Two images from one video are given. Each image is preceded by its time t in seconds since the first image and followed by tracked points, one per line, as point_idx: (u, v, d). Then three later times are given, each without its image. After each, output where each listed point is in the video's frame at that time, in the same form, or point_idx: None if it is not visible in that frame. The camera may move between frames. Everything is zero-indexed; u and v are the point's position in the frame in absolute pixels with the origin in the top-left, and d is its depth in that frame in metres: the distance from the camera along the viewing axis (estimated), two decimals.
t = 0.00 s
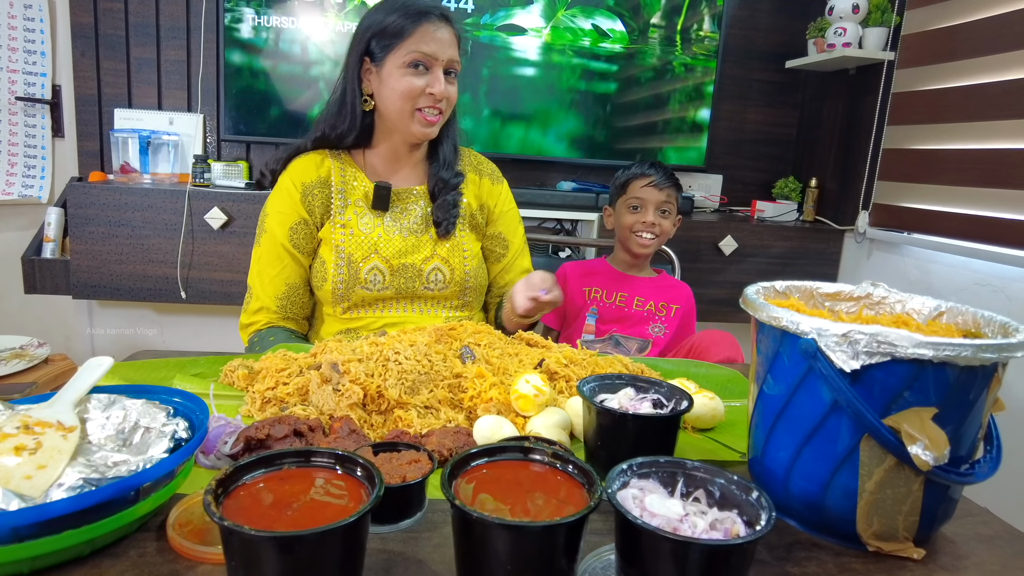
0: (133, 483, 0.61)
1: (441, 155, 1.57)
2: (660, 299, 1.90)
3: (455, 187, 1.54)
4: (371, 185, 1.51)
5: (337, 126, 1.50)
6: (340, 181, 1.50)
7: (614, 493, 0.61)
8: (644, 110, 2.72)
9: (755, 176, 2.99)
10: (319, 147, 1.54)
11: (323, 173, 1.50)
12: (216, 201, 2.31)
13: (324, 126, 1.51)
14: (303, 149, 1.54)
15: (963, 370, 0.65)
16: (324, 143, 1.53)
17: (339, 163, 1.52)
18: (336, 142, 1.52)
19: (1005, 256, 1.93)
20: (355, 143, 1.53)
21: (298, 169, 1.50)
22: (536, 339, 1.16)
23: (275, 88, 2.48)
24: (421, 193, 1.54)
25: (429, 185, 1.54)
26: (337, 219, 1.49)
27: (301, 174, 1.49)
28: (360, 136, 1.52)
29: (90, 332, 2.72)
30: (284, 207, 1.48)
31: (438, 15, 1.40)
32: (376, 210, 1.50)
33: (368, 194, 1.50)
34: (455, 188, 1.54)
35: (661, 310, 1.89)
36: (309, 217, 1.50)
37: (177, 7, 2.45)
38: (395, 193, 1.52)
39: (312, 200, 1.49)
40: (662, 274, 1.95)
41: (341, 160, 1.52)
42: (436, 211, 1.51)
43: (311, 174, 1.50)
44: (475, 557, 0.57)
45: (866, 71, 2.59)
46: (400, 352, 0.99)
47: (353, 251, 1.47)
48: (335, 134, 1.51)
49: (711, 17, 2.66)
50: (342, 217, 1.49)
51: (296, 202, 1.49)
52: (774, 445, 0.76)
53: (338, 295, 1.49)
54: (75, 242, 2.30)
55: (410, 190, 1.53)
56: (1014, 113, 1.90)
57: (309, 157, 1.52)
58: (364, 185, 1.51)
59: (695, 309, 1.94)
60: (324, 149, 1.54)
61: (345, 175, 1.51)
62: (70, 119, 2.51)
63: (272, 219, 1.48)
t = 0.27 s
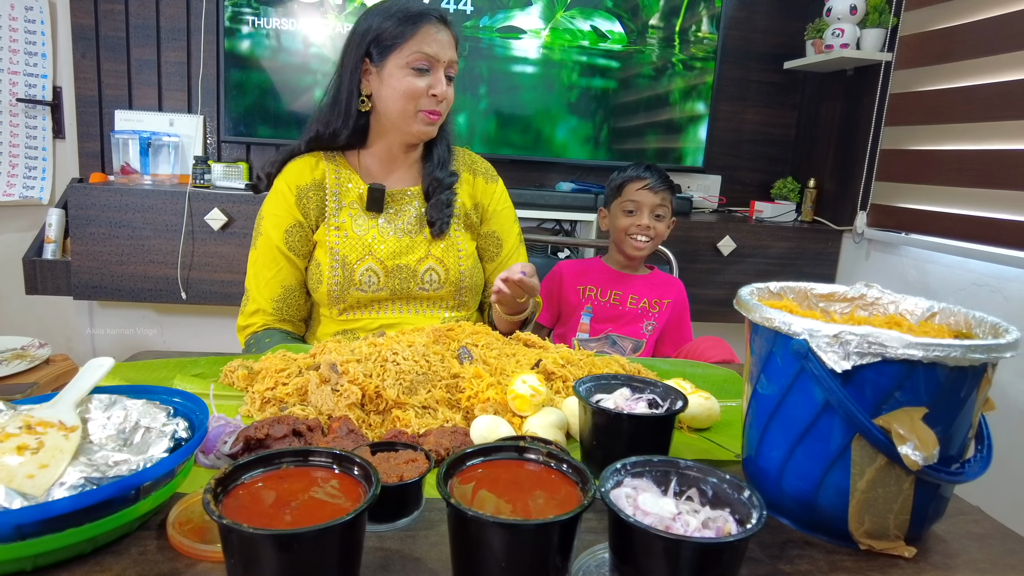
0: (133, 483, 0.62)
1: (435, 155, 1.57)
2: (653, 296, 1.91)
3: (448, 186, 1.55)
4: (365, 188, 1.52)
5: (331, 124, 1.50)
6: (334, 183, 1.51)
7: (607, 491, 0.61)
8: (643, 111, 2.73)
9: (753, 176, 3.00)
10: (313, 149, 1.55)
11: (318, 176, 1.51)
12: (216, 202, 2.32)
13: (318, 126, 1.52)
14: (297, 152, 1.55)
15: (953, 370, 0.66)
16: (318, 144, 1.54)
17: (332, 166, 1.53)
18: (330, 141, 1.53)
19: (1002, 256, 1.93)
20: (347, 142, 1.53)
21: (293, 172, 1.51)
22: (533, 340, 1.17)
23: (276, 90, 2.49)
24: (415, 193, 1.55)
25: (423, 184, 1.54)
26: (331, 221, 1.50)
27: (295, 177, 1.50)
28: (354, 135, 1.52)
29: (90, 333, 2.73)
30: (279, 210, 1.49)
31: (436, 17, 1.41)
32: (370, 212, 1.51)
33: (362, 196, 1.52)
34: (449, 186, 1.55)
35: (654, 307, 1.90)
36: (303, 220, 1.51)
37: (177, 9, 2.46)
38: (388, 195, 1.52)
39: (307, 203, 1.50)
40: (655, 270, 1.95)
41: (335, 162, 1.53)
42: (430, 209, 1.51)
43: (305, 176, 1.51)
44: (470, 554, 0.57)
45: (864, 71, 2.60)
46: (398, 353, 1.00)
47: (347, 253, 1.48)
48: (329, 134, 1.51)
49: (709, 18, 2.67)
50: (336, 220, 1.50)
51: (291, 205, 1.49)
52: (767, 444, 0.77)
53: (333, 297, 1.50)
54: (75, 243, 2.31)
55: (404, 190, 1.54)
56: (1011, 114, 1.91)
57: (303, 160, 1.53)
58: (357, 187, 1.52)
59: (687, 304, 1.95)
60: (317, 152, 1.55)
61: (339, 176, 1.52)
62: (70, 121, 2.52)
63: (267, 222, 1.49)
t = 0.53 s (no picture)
0: (134, 483, 0.63)
1: (434, 154, 1.58)
2: (651, 296, 1.91)
3: (446, 184, 1.56)
4: (363, 189, 1.53)
5: (334, 124, 1.49)
6: (332, 183, 1.52)
7: (603, 490, 0.62)
8: (642, 111, 2.74)
9: (752, 176, 3.01)
10: (312, 151, 1.55)
11: (317, 177, 1.52)
12: (217, 203, 2.33)
13: (320, 128, 1.52)
14: (296, 153, 1.55)
15: (945, 369, 0.66)
16: (319, 145, 1.53)
17: (331, 167, 1.54)
18: (330, 143, 1.53)
19: (1000, 256, 1.94)
20: (349, 142, 1.52)
21: (292, 172, 1.52)
22: (531, 340, 1.18)
23: (276, 91, 2.50)
24: (414, 194, 1.56)
25: (422, 184, 1.55)
26: (330, 221, 1.51)
27: (294, 178, 1.51)
28: (354, 139, 1.52)
29: (92, 333, 2.74)
30: (279, 211, 1.50)
31: (437, 23, 1.40)
32: (368, 211, 1.52)
33: (361, 196, 1.52)
34: (447, 184, 1.56)
35: (653, 306, 1.90)
36: (303, 221, 1.52)
37: (178, 11, 2.47)
38: (387, 195, 1.53)
39: (306, 203, 1.51)
40: (653, 270, 1.96)
41: (333, 163, 1.54)
42: (429, 208, 1.52)
43: (304, 177, 1.52)
44: (467, 552, 0.58)
45: (863, 72, 2.61)
46: (397, 354, 1.01)
47: (346, 253, 1.49)
48: (331, 135, 1.51)
49: (708, 19, 2.68)
50: (335, 220, 1.51)
51: (290, 205, 1.50)
52: (762, 444, 0.78)
53: (332, 297, 1.50)
54: (77, 244, 2.32)
55: (402, 190, 1.55)
56: (1009, 114, 1.91)
57: (302, 161, 1.53)
58: (356, 188, 1.53)
59: (686, 303, 1.95)
60: (316, 154, 1.56)
61: (338, 177, 1.53)
62: (71, 122, 2.53)
63: (267, 222, 1.50)
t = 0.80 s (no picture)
0: (137, 482, 0.63)
1: (439, 155, 1.58)
2: (651, 297, 1.91)
3: (452, 186, 1.56)
4: (370, 185, 1.53)
5: (339, 126, 1.51)
6: (340, 181, 1.52)
7: (604, 489, 0.62)
8: (643, 110, 2.74)
9: (753, 176, 3.00)
10: (319, 150, 1.56)
11: (324, 175, 1.52)
12: (218, 203, 2.33)
13: (326, 129, 1.53)
14: (298, 154, 1.56)
15: (946, 368, 0.66)
16: (324, 145, 1.54)
17: (339, 165, 1.54)
18: (336, 144, 1.54)
19: (1001, 255, 1.94)
20: (355, 143, 1.54)
21: (299, 171, 1.52)
22: (532, 340, 1.18)
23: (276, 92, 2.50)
24: (420, 193, 1.56)
25: (427, 185, 1.55)
26: (337, 219, 1.51)
27: (301, 176, 1.52)
28: (361, 138, 1.53)
29: (93, 334, 2.74)
30: (285, 208, 1.50)
31: (441, 22, 1.41)
32: (375, 210, 1.52)
33: (367, 195, 1.52)
34: (452, 186, 1.56)
35: (652, 307, 1.90)
36: (309, 218, 1.52)
37: (179, 11, 2.47)
38: (394, 194, 1.53)
39: (313, 201, 1.52)
40: (652, 270, 1.96)
41: (341, 162, 1.54)
42: (433, 209, 1.53)
43: (311, 175, 1.52)
44: (469, 552, 0.58)
45: (863, 71, 2.61)
46: (398, 353, 1.01)
47: (352, 250, 1.49)
48: (337, 136, 1.52)
49: (708, 18, 2.68)
50: (342, 217, 1.51)
51: (297, 202, 1.51)
52: (763, 443, 0.78)
53: (338, 294, 1.51)
54: (78, 245, 2.32)
55: (408, 190, 1.55)
56: (1009, 113, 1.91)
57: (308, 160, 1.54)
58: (363, 186, 1.53)
59: (686, 304, 1.95)
60: (322, 153, 1.56)
61: (345, 176, 1.53)
62: (72, 123, 2.53)
63: (273, 220, 1.50)
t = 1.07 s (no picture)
0: (134, 483, 0.63)
1: (441, 158, 1.58)
2: (649, 297, 1.91)
3: (453, 187, 1.56)
4: (371, 185, 1.53)
5: (342, 125, 1.51)
6: (341, 181, 1.52)
7: (601, 490, 0.62)
8: (642, 110, 2.73)
9: (752, 175, 3.00)
10: (321, 148, 1.56)
11: (325, 174, 1.53)
12: (217, 203, 2.33)
13: (329, 126, 1.53)
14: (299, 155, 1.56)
15: (943, 368, 0.66)
16: (327, 143, 1.55)
17: (340, 165, 1.54)
18: (339, 142, 1.54)
19: (1000, 254, 1.94)
20: (357, 142, 1.54)
21: (301, 169, 1.52)
22: (530, 340, 1.18)
23: (276, 92, 2.50)
24: (420, 194, 1.56)
25: (427, 186, 1.55)
26: (339, 217, 1.51)
27: (303, 175, 1.52)
28: (363, 137, 1.53)
29: (93, 334, 2.75)
30: (287, 206, 1.50)
31: (452, 29, 1.40)
32: (375, 209, 1.52)
33: (369, 194, 1.52)
34: (453, 187, 1.56)
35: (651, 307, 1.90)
36: (310, 217, 1.52)
37: (178, 11, 2.47)
38: (394, 194, 1.54)
39: (314, 199, 1.51)
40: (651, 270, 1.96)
41: (342, 161, 1.55)
42: (434, 210, 1.53)
43: (313, 173, 1.52)
44: (465, 552, 0.58)
45: (862, 70, 2.60)
46: (396, 354, 1.01)
47: (352, 249, 1.50)
48: (339, 134, 1.52)
49: (708, 18, 2.67)
50: (343, 216, 1.52)
51: (299, 201, 1.50)
52: (760, 443, 0.78)
53: (336, 292, 1.51)
54: (78, 245, 2.32)
55: (410, 190, 1.55)
56: (1008, 111, 1.91)
57: (312, 158, 1.54)
58: (365, 185, 1.53)
59: (685, 305, 1.95)
60: (326, 150, 1.56)
61: (346, 175, 1.53)
62: (72, 123, 2.53)
63: (275, 217, 1.50)
